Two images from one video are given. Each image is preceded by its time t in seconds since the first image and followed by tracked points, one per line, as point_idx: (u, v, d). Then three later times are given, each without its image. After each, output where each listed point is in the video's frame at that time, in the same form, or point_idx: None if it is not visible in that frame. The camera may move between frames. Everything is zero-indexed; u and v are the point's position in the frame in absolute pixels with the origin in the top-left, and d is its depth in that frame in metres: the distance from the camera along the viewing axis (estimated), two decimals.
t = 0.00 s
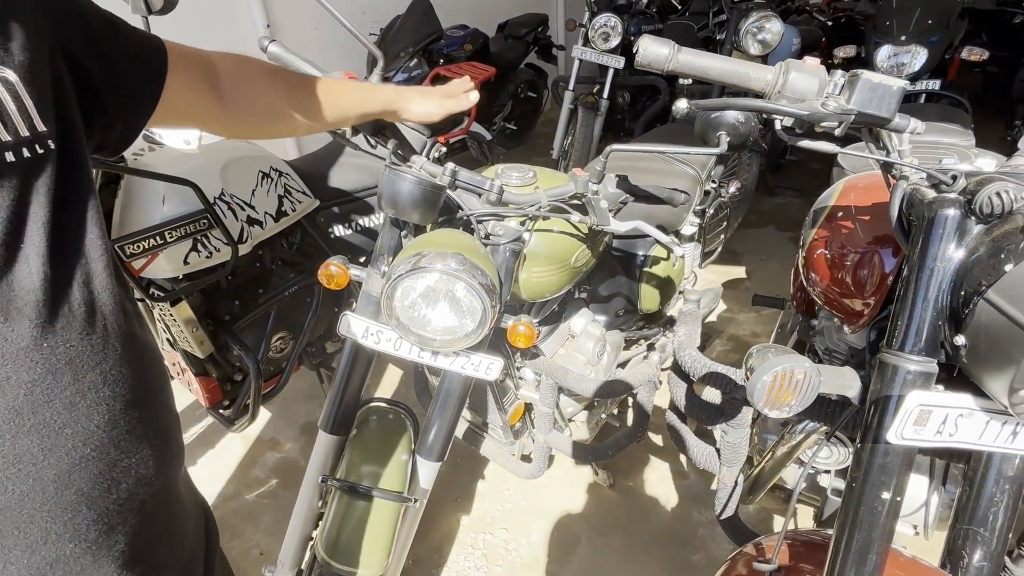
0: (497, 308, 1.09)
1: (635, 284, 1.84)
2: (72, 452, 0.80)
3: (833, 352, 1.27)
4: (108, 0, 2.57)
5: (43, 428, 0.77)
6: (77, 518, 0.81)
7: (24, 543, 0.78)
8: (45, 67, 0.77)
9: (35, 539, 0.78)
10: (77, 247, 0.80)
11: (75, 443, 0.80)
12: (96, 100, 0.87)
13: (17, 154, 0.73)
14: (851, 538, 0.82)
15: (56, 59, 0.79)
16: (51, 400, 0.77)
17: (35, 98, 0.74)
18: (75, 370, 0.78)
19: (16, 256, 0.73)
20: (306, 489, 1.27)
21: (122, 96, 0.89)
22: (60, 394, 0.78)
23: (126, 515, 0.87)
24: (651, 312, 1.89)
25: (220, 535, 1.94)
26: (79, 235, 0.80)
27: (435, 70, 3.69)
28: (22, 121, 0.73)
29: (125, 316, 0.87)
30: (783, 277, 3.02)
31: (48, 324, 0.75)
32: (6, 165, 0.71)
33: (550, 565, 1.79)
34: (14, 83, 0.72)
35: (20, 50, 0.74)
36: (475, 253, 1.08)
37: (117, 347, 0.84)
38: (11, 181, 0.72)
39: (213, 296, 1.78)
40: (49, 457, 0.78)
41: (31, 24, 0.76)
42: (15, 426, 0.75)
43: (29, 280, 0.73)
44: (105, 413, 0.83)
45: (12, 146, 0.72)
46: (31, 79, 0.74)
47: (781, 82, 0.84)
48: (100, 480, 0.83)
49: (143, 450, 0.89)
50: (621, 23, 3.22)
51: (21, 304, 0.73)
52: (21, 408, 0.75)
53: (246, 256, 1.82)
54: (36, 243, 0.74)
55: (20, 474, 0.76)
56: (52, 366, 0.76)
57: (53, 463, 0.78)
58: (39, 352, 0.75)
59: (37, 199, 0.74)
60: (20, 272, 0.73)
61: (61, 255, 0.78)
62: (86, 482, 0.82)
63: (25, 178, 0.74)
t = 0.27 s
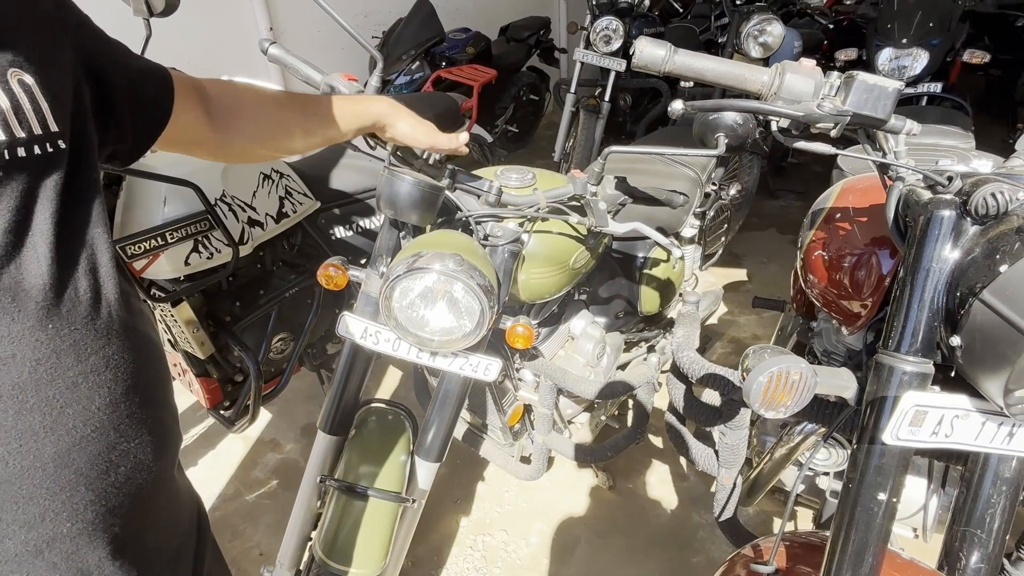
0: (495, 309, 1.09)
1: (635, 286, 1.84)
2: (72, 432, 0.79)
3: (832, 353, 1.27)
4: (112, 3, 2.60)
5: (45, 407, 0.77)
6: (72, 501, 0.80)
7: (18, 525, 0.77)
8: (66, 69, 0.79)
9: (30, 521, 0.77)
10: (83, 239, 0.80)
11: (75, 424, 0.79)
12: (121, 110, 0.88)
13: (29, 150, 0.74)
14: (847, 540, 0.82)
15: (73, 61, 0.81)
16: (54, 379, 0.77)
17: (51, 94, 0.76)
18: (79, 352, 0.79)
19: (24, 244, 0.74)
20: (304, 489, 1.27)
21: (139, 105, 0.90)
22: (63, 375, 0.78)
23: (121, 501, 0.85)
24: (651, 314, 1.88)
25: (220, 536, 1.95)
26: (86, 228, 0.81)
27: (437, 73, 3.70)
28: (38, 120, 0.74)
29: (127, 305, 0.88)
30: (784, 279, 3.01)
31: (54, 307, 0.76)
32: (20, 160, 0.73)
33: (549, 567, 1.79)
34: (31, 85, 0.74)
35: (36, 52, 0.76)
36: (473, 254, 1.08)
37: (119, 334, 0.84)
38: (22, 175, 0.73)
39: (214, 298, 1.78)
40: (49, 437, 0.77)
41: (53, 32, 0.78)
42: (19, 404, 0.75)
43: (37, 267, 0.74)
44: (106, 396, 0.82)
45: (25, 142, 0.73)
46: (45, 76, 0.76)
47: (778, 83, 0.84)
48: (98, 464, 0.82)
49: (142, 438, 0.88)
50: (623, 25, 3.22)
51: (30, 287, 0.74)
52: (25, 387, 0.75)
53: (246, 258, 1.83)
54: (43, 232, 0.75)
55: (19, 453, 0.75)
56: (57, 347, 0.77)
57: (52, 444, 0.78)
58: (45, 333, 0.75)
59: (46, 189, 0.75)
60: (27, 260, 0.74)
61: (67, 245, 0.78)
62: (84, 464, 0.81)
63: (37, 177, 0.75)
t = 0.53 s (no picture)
0: (496, 313, 1.08)
1: (637, 290, 1.83)
2: (100, 414, 0.75)
3: (835, 359, 1.26)
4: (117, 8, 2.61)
5: (74, 387, 0.72)
6: (100, 489, 0.75)
7: (46, 514, 0.71)
8: (44, 68, 0.76)
9: (57, 510, 0.72)
10: (98, 228, 0.77)
11: (102, 405, 0.75)
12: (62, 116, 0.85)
13: (43, 148, 0.70)
14: (849, 548, 0.81)
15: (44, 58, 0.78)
16: (83, 357, 0.73)
17: (48, 98, 0.73)
18: (104, 331, 0.75)
19: (47, 230, 0.70)
20: (303, 494, 1.26)
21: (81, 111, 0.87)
22: (90, 355, 0.73)
23: (146, 490, 0.80)
24: (654, 318, 1.87)
25: (220, 539, 1.94)
26: (98, 221, 0.77)
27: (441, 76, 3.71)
28: (47, 122, 0.71)
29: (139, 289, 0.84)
30: (788, 284, 3.00)
31: (79, 285, 0.72)
32: (37, 158, 0.69)
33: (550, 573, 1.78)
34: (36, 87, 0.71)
35: (21, 47, 0.73)
36: (472, 258, 1.08)
37: (135, 315, 0.80)
38: (41, 173, 0.69)
39: (215, 300, 1.78)
40: (78, 419, 0.73)
41: (27, 29, 0.75)
42: (45, 384, 0.70)
43: (62, 254, 0.70)
44: (129, 378, 0.78)
45: (38, 141, 0.70)
46: (37, 75, 0.73)
47: (779, 87, 0.83)
48: (124, 449, 0.77)
49: (165, 423, 0.84)
50: (626, 29, 3.22)
51: (57, 266, 0.70)
52: (54, 366, 0.70)
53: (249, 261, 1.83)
54: (63, 218, 0.71)
55: (45, 435, 0.71)
56: (84, 326, 0.72)
57: (81, 426, 0.73)
58: (73, 311, 0.71)
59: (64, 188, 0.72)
60: (51, 247, 0.70)
61: (86, 232, 0.74)
62: (112, 449, 0.76)
63: (51, 180, 0.71)
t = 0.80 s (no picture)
0: (499, 318, 1.08)
1: (641, 295, 1.82)
2: (106, 411, 0.75)
3: (841, 365, 1.25)
4: (124, 12, 2.63)
5: (81, 385, 0.72)
6: (109, 485, 0.75)
7: (56, 511, 0.71)
8: (31, 69, 0.75)
9: (66, 506, 0.72)
10: (96, 228, 0.77)
11: (108, 402, 0.75)
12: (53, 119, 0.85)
13: (42, 149, 0.70)
14: (856, 558, 0.80)
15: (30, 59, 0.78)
16: (89, 355, 0.73)
17: (40, 99, 0.73)
18: (107, 329, 0.75)
19: (50, 231, 0.69)
20: (306, 497, 1.26)
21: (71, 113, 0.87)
22: (96, 353, 0.73)
23: (151, 486, 0.81)
24: (659, 323, 1.86)
25: (223, 542, 1.94)
26: (96, 221, 0.77)
27: (446, 80, 3.71)
28: (42, 122, 0.71)
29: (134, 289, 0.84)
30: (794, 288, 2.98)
31: (82, 285, 0.72)
32: (37, 159, 0.69)
33: None
34: (28, 88, 0.71)
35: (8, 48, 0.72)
36: (476, 262, 1.07)
37: (133, 314, 0.80)
38: (41, 174, 0.69)
39: (220, 303, 1.79)
40: (86, 416, 0.73)
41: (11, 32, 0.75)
42: (53, 382, 0.70)
43: (65, 255, 0.70)
44: (132, 375, 0.78)
45: (37, 142, 0.70)
46: (27, 76, 0.73)
47: (784, 92, 0.82)
48: (129, 445, 0.78)
49: (166, 418, 0.84)
50: (631, 33, 3.22)
51: (63, 266, 0.70)
52: (61, 364, 0.70)
53: (253, 264, 1.83)
54: (65, 218, 0.71)
55: (53, 432, 0.71)
56: (88, 324, 0.72)
57: (89, 423, 0.73)
58: (78, 309, 0.71)
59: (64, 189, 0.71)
60: (54, 248, 0.69)
61: (84, 233, 0.74)
62: (119, 445, 0.76)
63: (51, 182, 0.70)
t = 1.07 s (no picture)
0: (506, 324, 1.07)
1: (649, 300, 1.80)
2: (105, 416, 0.74)
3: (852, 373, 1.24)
4: (135, 16, 2.65)
5: (78, 390, 0.72)
6: (110, 489, 0.75)
7: (58, 516, 0.71)
8: (22, 71, 0.75)
9: (68, 511, 0.72)
10: (91, 230, 0.77)
11: (106, 407, 0.75)
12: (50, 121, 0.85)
13: (32, 150, 0.70)
14: (867, 570, 0.79)
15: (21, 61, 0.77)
16: (87, 359, 0.72)
17: (30, 100, 0.73)
18: (104, 333, 0.75)
19: (44, 235, 0.69)
20: (312, 502, 1.26)
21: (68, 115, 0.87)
22: (93, 357, 0.73)
23: (152, 490, 0.80)
24: (666, 328, 1.85)
25: (229, 545, 1.94)
26: (90, 224, 0.77)
27: (454, 83, 3.71)
28: (32, 124, 0.71)
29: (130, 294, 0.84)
30: (803, 293, 2.96)
31: (78, 289, 0.72)
32: (27, 161, 0.69)
33: None
34: (17, 89, 0.71)
35: None
36: (483, 268, 1.07)
37: (130, 318, 0.80)
38: (33, 176, 0.69)
39: (227, 306, 1.79)
40: (84, 421, 0.72)
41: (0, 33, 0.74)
42: (51, 388, 0.70)
43: (61, 259, 0.70)
44: (130, 380, 0.78)
45: (27, 143, 0.69)
46: (16, 77, 0.73)
47: (795, 97, 0.82)
48: (129, 449, 0.77)
49: (164, 423, 0.84)
50: (639, 37, 3.22)
51: (58, 270, 0.69)
52: (58, 369, 0.70)
53: (260, 267, 1.83)
54: (59, 221, 0.70)
55: (52, 438, 0.70)
56: (85, 328, 0.72)
57: (87, 428, 0.73)
58: (74, 314, 0.71)
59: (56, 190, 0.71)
60: (49, 252, 0.69)
61: (79, 238, 0.74)
62: (118, 450, 0.76)
63: (44, 183, 0.70)
